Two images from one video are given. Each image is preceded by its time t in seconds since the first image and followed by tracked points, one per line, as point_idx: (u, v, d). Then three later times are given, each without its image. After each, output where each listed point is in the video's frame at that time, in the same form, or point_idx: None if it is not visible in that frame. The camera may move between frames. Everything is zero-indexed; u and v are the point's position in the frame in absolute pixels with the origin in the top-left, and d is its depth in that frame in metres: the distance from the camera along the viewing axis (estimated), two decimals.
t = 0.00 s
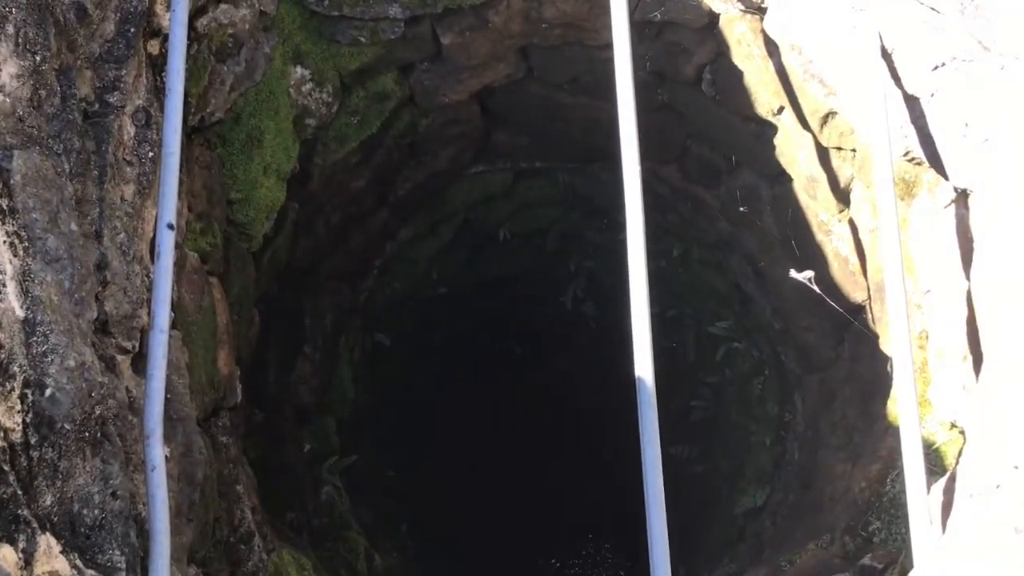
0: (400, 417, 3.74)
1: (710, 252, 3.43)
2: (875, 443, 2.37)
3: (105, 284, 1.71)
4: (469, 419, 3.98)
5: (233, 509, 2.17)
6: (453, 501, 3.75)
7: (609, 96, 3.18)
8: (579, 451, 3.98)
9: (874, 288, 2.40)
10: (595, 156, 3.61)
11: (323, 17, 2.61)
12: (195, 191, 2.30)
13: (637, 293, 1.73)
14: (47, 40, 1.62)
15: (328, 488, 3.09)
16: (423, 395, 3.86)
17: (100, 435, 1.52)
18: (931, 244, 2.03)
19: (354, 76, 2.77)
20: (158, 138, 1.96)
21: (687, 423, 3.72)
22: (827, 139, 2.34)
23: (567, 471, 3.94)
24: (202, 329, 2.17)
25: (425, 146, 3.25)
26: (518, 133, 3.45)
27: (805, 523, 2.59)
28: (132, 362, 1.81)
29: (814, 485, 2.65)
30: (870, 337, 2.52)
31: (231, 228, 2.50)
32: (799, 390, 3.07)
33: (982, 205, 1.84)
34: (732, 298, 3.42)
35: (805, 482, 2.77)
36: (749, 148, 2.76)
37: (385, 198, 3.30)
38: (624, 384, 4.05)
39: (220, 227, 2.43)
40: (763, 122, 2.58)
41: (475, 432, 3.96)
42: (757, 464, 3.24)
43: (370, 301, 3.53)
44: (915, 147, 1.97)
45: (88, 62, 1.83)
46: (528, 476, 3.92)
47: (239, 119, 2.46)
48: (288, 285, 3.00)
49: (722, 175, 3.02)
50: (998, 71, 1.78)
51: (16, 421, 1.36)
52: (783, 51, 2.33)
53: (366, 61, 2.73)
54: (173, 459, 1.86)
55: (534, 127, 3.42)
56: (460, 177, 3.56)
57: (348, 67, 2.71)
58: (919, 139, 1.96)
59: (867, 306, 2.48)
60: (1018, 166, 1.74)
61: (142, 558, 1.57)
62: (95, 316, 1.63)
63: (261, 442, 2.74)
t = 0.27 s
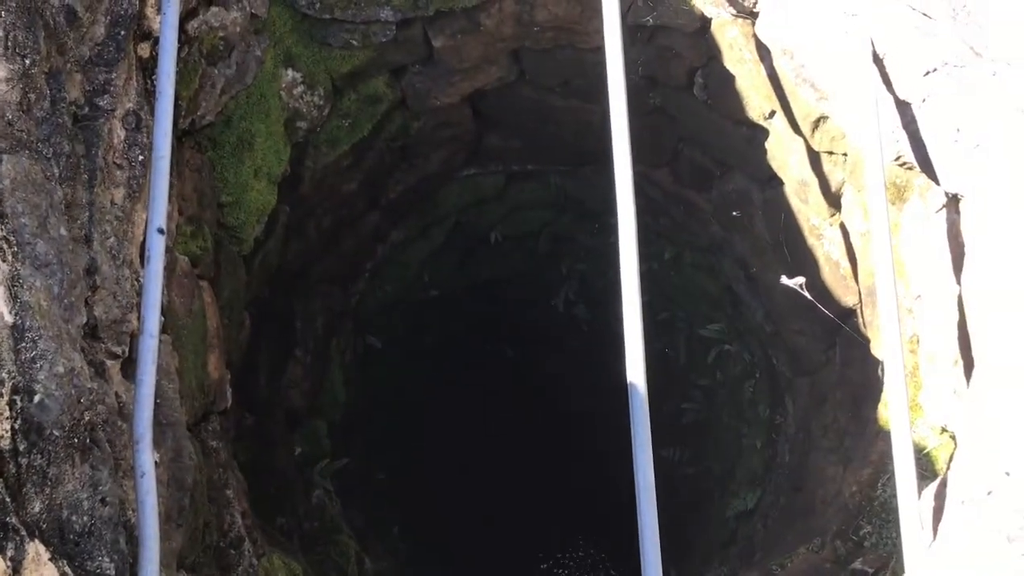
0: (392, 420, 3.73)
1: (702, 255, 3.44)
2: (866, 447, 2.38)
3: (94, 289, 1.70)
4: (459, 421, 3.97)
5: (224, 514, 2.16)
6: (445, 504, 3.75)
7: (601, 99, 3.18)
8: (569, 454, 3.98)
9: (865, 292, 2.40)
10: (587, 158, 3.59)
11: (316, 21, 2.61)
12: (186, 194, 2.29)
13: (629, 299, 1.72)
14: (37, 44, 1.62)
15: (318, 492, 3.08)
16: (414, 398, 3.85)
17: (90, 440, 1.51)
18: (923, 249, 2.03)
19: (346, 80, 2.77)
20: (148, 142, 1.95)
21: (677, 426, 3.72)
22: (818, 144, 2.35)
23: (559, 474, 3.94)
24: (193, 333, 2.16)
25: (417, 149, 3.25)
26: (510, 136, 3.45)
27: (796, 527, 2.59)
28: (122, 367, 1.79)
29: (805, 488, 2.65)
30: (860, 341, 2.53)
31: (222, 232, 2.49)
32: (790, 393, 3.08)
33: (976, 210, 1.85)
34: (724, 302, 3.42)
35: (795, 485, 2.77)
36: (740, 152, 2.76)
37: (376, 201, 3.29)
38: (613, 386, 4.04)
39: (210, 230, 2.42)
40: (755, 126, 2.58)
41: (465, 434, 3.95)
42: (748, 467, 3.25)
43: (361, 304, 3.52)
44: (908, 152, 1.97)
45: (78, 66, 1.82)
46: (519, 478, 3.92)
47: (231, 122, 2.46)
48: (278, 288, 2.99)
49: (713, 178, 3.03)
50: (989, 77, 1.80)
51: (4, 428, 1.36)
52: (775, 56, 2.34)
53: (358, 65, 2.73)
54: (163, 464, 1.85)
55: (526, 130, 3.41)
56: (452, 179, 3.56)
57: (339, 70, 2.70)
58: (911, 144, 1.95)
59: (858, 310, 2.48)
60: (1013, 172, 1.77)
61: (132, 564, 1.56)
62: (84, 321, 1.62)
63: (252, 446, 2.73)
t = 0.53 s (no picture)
0: (390, 424, 3.72)
1: (700, 258, 3.45)
2: (865, 451, 2.38)
3: (90, 294, 1.69)
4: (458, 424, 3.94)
5: (221, 519, 2.15)
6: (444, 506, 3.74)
7: (599, 102, 3.17)
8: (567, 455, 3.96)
9: (864, 296, 2.39)
10: (585, 161, 3.58)
11: (313, 23, 2.60)
12: (183, 198, 2.28)
13: (627, 303, 1.71)
14: (31, 49, 1.62)
15: (316, 495, 3.07)
16: (412, 401, 3.83)
17: (85, 446, 1.51)
18: (923, 254, 2.01)
19: (343, 82, 2.76)
20: (145, 146, 1.94)
21: (675, 428, 3.67)
22: (816, 147, 2.34)
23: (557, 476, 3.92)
24: (190, 337, 2.15)
25: (415, 152, 3.24)
26: (508, 139, 3.45)
27: (795, 531, 2.59)
28: (118, 371, 1.79)
29: (804, 491, 2.65)
30: (858, 345, 2.52)
31: (219, 236, 2.49)
32: (789, 396, 3.07)
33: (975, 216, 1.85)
34: (723, 304, 3.42)
35: (794, 488, 2.77)
36: (738, 156, 2.76)
37: (374, 204, 3.29)
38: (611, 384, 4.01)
39: (207, 234, 2.41)
40: (753, 129, 2.58)
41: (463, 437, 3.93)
42: (746, 471, 3.24)
43: (358, 307, 3.52)
44: (908, 158, 1.95)
45: (74, 70, 1.82)
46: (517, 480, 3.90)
47: (228, 125, 2.45)
48: (275, 291, 2.99)
49: (712, 181, 3.02)
50: (987, 81, 1.81)
51: None
52: (773, 60, 2.33)
53: (356, 67, 2.72)
54: (160, 469, 1.84)
55: (524, 133, 3.41)
56: (449, 182, 3.55)
57: (336, 73, 2.69)
58: (909, 147, 1.93)
59: (857, 314, 2.47)
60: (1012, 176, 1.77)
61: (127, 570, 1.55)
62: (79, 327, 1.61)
63: (249, 450, 2.73)
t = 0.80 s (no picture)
0: (391, 425, 3.72)
1: (701, 259, 3.44)
2: (866, 452, 2.37)
3: (91, 295, 1.69)
4: (462, 431, 4.02)
5: (221, 520, 2.15)
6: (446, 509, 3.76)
7: (600, 103, 3.17)
8: (570, 462, 4.02)
9: (865, 297, 2.40)
10: (585, 163, 3.56)
11: (314, 24, 2.59)
12: (183, 199, 2.28)
13: (628, 305, 1.70)
14: (31, 52, 1.63)
15: (316, 496, 3.07)
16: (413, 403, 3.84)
17: (84, 448, 1.50)
18: (924, 256, 2.02)
19: (344, 83, 2.75)
20: (145, 147, 1.94)
21: (684, 430, 3.70)
22: (818, 149, 2.34)
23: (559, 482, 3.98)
24: (190, 339, 2.15)
25: (415, 152, 3.24)
26: (508, 140, 3.44)
27: (796, 532, 2.59)
28: (118, 373, 1.79)
29: (806, 493, 2.65)
30: (860, 347, 2.52)
31: (219, 236, 2.48)
32: (790, 398, 3.07)
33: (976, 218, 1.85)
34: (724, 305, 3.41)
35: (796, 490, 2.76)
36: (739, 157, 2.75)
37: (374, 205, 3.29)
38: (611, 389, 4.07)
39: (208, 235, 2.41)
40: (754, 131, 2.57)
41: (467, 444, 4.00)
42: (747, 473, 3.24)
43: (359, 308, 3.51)
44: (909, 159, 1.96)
45: (75, 71, 1.82)
46: (520, 487, 3.96)
47: (229, 126, 2.45)
48: (276, 292, 2.98)
49: (712, 182, 3.02)
50: (990, 83, 1.79)
51: None
52: (774, 62, 2.33)
53: (357, 66, 2.71)
54: (160, 470, 1.84)
55: (524, 134, 3.40)
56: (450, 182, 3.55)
57: (336, 73, 2.68)
58: (911, 147, 1.94)
59: (858, 315, 2.47)
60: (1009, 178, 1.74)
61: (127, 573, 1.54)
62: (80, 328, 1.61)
63: (250, 452, 2.72)
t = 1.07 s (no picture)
0: (391, 422, 3.71)
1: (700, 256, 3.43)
2: (868, 452, 2.36)
3: (90, 291, 1.68)
4: (460, 426, 4.04)
5: (220, 517, 2.14)
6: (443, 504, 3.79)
7: (601, 100, 3.16)
8: (568, 459, 4.09)
9: (867, 296, 2.40)
10: (586, 159, 3.55)
11: (313, 19, 2.58)
12: (182, 194, 2.26)
13: (629, 304, 1.69)
14: (28, 45, 1.61)
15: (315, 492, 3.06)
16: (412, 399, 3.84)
17: (82, 446, 1.49)
18: (925, 255, 2.04)
19: (345, 78, 2.74)
20: (144, 142, 1.93)
21: (681, 429, 3.74)
22: (820, 147, 2.33)
23: (558, 479, 4.04)
24: (189, 334, 2.14)
25: (415, 148, 3.23)
26: (509, 136, 3.43)
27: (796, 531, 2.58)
28: (117, 369, 1.78)
29: (806, 492, 2.64)
30: (861, 346, 2.51)
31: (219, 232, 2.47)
32: (790, 396, 3.06)
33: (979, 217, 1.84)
34: (724, 303, 3.40)
35: (796, 489, 2.76)
36: (740, 155, 2.74)
37: (374, 200, 3.28)
38: (612, 387, 4.11)
39: (207, 231, 2.39)
40: (756, 128, 2.56)
41: (466, 438, 4.03)
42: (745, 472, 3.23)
43: (359, 305, 3.50)
44: (911, 156, 1.97)
45: (74, 65, 1.80)
46: (516, 482, 4.02)
47: (229, 121, 2.44)
48: (274, 288, 2.97)
49: (714, 179, 3.01)
50: (996, 82, 1.75)
51: None
52: (778, 59, 2.32)
53: (358, 62, 2.70)
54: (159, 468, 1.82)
55: (525, 130, 3.40)
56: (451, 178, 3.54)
57: (336, 68, 2.67)
58: (914, 146, 1.95)
59: (859, 313, 2.48)
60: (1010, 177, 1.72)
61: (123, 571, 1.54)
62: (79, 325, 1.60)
63: (248, 448, 2.72)
